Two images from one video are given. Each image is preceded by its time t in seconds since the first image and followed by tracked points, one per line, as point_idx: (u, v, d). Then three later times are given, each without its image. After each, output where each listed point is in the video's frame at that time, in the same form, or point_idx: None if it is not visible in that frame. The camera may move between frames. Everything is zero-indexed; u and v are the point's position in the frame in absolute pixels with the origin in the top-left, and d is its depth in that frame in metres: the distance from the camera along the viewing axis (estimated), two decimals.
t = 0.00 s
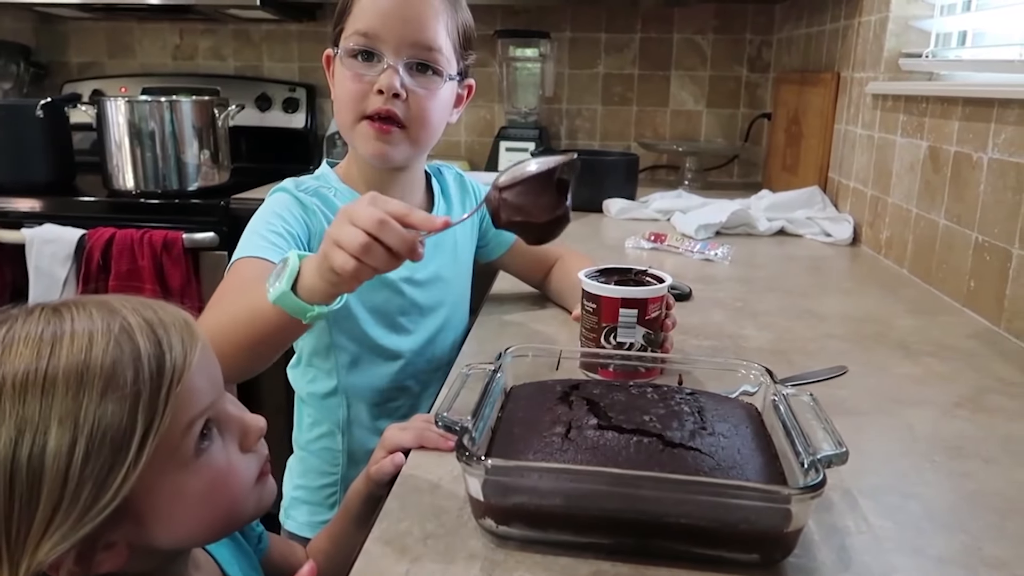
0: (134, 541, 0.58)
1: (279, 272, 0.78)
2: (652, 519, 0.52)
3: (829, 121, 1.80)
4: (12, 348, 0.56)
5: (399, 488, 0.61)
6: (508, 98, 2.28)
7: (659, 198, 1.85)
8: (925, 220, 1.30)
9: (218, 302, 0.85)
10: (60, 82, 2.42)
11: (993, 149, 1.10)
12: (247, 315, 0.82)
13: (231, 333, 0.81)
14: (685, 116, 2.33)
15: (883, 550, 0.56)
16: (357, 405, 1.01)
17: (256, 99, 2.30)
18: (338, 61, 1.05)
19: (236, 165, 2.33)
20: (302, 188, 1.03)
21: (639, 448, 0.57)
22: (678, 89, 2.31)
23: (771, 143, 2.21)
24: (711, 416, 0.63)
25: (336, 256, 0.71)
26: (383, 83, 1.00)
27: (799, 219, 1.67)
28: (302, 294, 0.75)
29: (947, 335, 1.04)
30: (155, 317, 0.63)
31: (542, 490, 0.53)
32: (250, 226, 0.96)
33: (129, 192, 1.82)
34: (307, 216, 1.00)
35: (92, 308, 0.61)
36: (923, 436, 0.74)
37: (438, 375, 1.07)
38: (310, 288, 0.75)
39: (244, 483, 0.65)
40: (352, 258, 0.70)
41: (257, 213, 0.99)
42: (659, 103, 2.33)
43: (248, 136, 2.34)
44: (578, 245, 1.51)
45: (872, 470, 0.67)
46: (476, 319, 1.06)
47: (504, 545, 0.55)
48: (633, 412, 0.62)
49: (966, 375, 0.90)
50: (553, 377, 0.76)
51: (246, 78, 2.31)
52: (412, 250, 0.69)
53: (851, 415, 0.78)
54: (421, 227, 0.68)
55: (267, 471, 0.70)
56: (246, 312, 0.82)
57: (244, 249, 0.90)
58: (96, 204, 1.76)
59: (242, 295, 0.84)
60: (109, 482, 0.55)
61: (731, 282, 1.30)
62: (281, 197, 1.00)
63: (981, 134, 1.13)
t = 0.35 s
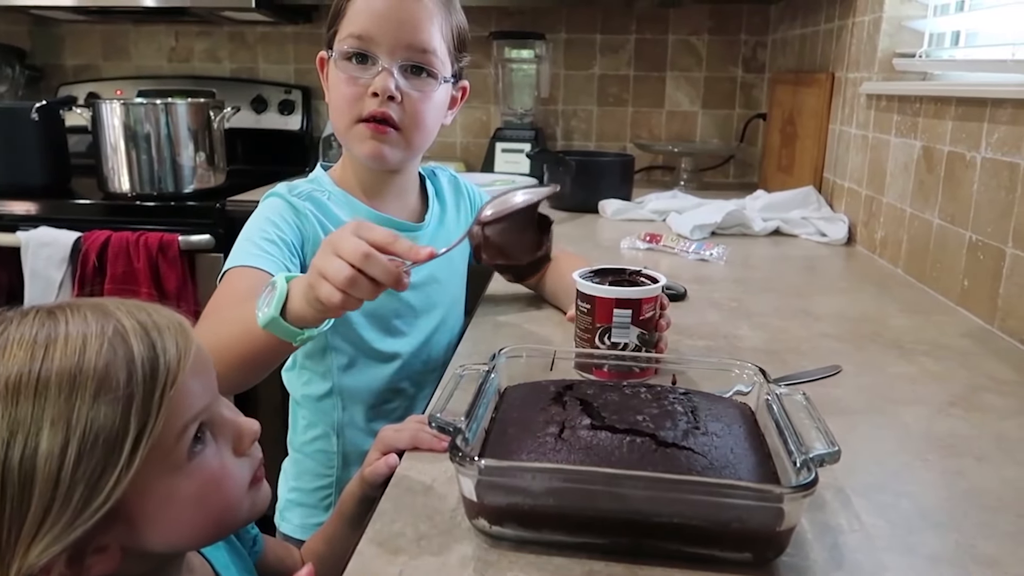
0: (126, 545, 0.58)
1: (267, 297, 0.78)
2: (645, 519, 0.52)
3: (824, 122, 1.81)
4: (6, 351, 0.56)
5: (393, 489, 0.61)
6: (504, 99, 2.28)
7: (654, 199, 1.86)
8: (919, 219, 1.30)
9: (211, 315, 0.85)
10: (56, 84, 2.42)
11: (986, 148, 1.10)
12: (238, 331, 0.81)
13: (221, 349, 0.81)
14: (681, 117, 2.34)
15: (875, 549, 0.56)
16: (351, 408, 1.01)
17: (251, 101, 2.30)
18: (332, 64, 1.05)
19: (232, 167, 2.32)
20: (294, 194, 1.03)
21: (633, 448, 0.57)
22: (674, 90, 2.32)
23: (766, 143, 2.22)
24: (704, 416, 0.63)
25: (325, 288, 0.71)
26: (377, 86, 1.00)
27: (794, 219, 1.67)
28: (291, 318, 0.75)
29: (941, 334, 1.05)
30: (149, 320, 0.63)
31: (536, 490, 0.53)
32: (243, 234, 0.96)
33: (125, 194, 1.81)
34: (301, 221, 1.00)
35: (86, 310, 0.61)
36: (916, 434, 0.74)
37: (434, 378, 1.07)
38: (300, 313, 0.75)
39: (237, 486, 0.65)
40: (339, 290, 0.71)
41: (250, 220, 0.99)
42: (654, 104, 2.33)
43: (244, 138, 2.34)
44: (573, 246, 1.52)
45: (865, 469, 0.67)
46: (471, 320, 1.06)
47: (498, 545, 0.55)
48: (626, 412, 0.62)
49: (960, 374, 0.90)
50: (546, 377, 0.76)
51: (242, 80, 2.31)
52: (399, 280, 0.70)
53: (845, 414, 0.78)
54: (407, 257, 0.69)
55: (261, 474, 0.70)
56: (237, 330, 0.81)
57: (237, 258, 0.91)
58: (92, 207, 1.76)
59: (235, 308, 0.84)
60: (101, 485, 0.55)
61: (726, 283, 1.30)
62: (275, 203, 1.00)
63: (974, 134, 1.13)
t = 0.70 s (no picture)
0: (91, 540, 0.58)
1: (236, 307, 0.76)
2: (613, 509, 0.52)
3: (803, 113, 1.81)
4: None
5: (364, 483, 0.61)
6: (486, 92, 2.28)
7: (635, 191, 1.86)
8: (895, 209, 1.31)
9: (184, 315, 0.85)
10: (32, 78, 2.39)
11: (960, 139, 1.11)
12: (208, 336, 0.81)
13: (192, 352, 0.80)
14: (663, 109, 2.34)
15: (842, 536, 0.56)
16: (327, 402, 1.01)
17: (231, 94, 2.28)
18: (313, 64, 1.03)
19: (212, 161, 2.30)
20: (267, 188, 1.02)
21: (601, 438, 0.57)
22: (655, 82, 2.32)
23: (748, 135, 2.22)
24: (674, 406, 0.63)
25: (297, 305, 0.71)
26: (366, 91, 0.99)
27: (773, 210, 1.68)
28: (260, 331, 0.75)
29: (915, 323, 1.06)
30: (116, 314, 0.62)
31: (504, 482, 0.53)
32: (216, 229, 0.95)
33: (103, 189, 1.80)
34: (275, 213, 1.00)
35: (51, 303, 0.61)
36: (886, 423, 0.74)
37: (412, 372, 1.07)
38: (271, 324, 0.74)
39: (206, 482, 0.65)
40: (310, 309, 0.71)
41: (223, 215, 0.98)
42: (636, 96, 2.33)
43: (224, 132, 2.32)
44: (553, 239, 1.52)
45: (834, 457, 0.67)
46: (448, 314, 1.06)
47: (466, 537, 0.55)
48: (596, 403, 0.62)
49: (933, 362, 0.91)
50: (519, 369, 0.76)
51: (221, 74, 2.29)
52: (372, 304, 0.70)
53: (817, 403, 0.79)
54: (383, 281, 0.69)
55: (231, 470, 0.69)
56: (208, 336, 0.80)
57: (209, 254, 0.90)
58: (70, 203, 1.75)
59: (205, 309, 0.84)
60: (64, 480, 0.55)
61: (705, 274, 1.31)
62: (248, 197, 1.00)
63: (949, 124, 1.14)
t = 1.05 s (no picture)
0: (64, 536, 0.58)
1: (222, 314, 0.74)
2: (592, 499, 0.52)
3: (784, 105, 1.82)
4: None
5: (343, 475, 0.61)
6: (468, 84, 2.27)
7: (618, 183, 1.86)
8: (875, 200, 1.32)
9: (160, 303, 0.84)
10: (8, 69, 2.36)
11: (937, 130, 1.12)
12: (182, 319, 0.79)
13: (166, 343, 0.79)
14: (646, 101, 2.34)
15: (819, 525, 0.57)
16: (307, 394, 1.01)
17: (211, 86, 2.26)
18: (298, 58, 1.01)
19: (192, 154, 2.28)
20: (247, 179, 1.01)
21: (581, 429, 0.57)
22: (638, 74, 2.32)
23: (730, 127, 2.23)
24: (653, 396, 0.63)
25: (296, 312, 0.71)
26: (357, 90, 0.98)
27: (755, 202, 1.69)
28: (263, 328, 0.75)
29: (894, 314, 1.07)
30: (92, 309, 0.62)
31: (483, 473, 0.53)
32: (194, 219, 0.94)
33: (80, 181, 1.78)
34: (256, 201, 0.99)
35: (25, 296, 0.60)
36: (863, 412, 0.75)
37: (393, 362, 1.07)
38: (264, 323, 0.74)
39: (183, 478, 0.64)
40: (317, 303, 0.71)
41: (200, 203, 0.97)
42: (619, 88, 2.33)
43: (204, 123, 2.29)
44: (535, 231, 1.51)
45: (812, 446, 0.68)
46: (430, 307, 1.05)
47: (446, 529, 0.55)
48: (575, 394, 0.62)
49: (910, 352, 0.92)
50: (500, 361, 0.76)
51: (200, 65, 2.27)
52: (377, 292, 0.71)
53: (796, 393, 0.79)
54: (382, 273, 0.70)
55: (209, 467, 0.69)
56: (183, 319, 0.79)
57: (187, 244, 0.89)
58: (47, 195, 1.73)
59: (182, 298, 0.82)
60: (37, 476, 0.55)
61: (686, 266, 1.31)
62: (226, 184, 0.99)
63: (926, 116, 1.15)
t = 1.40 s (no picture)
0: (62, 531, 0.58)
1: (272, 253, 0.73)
2: (587, 493, 0.52)
3: (778, 98, 1.82)
4: None
5: (337, 470, 0.61)
6: (461, 77, 2.27)
7: (611, 176, 1.86)
8: (868, 192, 1.32)
9: (174, 244, 0.83)
10: None
11: (930, 122, 1.12)
12: (203, 255, 0.79)
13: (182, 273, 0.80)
14: (639, 94, 2.34)
15: (814, 517, 0.57)
16: (288, 370, 1.00)
17: (201, 79, 2.24)
18: (308, 68, 0.99)
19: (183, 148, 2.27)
20: (254, 139, 1.02)
21: (575, 421, 0.57)
22: (631, 67, 2.32)
23: (723, 119, 2.23)
24: (649, 389, 0.63)
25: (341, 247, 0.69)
26: (375, 101, 0.98)
27: (748, 194, 1.69)
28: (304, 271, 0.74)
29: (886, 306, 1.07)
30: (92, 304, 0.61)
31: (478, 467, 0.53)
32: (201, 168, 0.95)
33: (71, 176, 1.77)
34: (258, 163, 1.00)
35: (25, 291, 0.59)
36: (856, 404, 0.75)
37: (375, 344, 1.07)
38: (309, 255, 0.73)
39: (182, 474, 0.64)
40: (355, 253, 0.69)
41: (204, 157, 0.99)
42: (612, 81, 2.33)
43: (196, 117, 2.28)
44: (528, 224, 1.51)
45: (806, 438, 0.68)
46: (422, 302, 1.04)
47: (441, 523, 0.55)
48: (569, 386, 0.62)
49: (903, 344, 0.92)
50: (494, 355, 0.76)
51: (192, 58, 2.26)
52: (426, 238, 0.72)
53: (790, 385, 0.79)
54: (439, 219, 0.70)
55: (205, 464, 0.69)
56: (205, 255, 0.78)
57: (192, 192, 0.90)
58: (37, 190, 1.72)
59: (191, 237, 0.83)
60: (38, 472, 0.54)
61: (680, 259, 1.31)
62: (231, 145, 0.99)
63: (919, 108, 1.15)
